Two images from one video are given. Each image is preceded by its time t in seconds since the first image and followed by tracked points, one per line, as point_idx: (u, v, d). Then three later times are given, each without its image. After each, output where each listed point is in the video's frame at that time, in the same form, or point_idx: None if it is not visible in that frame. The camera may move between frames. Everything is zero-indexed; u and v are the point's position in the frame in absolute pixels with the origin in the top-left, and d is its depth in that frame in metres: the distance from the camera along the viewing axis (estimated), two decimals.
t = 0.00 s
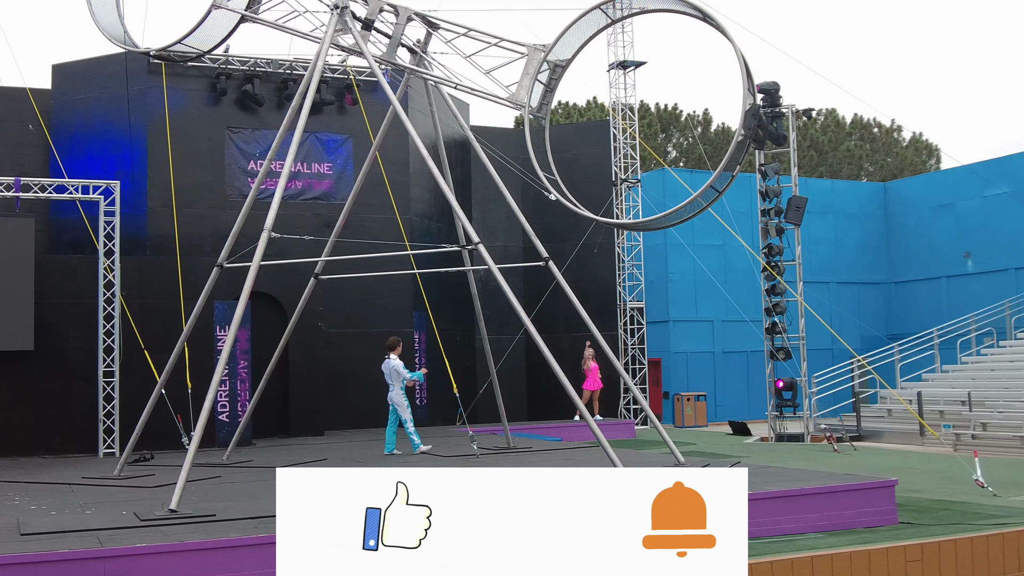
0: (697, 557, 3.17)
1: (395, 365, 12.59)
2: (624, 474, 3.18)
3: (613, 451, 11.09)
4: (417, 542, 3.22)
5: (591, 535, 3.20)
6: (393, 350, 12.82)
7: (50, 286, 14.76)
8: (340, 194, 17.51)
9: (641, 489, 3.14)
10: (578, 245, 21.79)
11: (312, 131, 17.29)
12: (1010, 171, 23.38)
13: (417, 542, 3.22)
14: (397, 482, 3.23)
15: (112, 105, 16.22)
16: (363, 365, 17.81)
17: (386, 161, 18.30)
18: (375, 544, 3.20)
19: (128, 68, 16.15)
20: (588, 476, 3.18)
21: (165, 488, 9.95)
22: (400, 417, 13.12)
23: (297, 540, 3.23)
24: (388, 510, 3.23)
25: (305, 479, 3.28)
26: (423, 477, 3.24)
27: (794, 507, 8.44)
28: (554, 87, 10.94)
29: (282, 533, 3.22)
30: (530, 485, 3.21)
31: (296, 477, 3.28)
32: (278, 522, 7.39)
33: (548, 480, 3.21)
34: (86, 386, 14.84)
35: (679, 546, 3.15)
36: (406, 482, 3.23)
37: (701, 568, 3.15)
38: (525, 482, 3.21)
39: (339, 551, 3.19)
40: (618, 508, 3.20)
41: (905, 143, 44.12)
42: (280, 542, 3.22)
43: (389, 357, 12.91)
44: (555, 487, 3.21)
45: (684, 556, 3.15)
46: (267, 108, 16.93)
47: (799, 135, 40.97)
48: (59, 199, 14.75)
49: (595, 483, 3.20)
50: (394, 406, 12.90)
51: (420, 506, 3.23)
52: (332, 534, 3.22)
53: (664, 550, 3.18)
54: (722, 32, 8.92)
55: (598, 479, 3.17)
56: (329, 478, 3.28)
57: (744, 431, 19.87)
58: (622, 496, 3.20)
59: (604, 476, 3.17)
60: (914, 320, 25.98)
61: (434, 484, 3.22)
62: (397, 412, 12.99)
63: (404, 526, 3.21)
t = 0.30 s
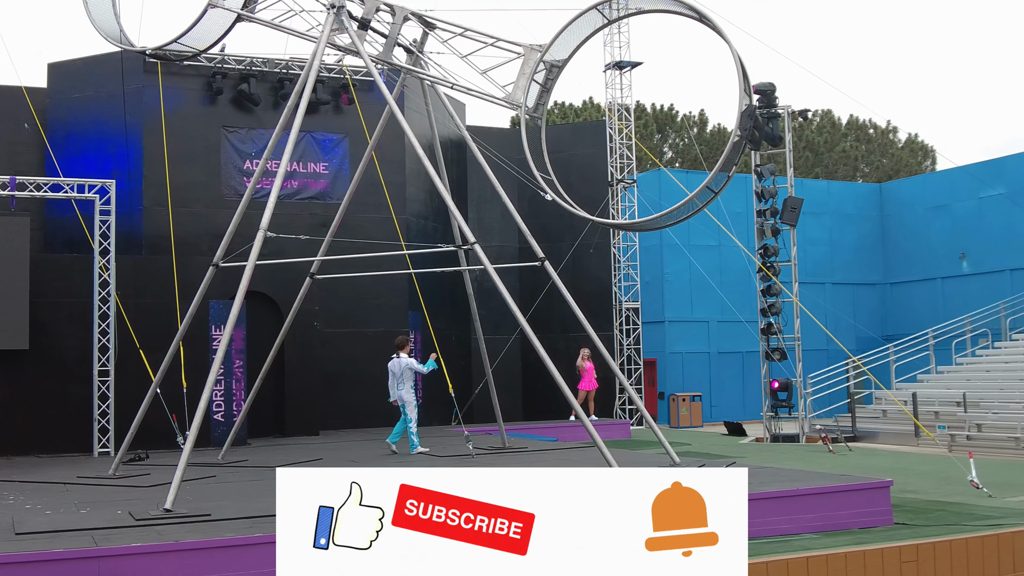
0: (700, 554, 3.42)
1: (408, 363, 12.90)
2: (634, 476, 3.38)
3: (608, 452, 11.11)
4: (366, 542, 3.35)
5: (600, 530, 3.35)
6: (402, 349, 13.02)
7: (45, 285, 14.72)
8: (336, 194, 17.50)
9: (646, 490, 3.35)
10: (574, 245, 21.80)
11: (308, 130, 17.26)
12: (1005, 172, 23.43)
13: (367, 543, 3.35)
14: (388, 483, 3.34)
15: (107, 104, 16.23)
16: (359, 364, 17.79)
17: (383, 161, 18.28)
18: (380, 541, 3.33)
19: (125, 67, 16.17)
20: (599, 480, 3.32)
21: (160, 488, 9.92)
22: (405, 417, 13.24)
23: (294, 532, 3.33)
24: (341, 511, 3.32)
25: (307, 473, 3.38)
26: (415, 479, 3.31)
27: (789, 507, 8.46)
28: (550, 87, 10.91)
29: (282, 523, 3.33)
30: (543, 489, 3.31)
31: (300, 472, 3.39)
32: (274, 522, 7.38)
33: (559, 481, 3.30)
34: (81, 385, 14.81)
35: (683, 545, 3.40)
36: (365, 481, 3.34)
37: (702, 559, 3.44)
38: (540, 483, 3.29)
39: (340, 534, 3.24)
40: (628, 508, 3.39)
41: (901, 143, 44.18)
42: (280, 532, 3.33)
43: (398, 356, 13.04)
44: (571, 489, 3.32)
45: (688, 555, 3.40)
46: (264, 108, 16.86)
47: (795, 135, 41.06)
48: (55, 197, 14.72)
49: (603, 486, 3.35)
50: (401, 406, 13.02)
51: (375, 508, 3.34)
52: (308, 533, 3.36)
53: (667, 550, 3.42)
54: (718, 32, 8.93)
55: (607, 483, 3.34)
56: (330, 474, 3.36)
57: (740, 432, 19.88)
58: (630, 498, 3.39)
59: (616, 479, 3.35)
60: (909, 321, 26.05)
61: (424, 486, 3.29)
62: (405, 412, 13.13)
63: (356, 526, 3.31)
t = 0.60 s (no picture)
0: (703, 555, 3.26)
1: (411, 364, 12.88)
2: (631, 478, 3.26)
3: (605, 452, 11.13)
4: (370, 540, 3.29)
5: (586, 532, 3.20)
6: (404, 349, 12.98)
7: (41, 285, 14.67)
8: (333, 193, 17.47)
9: (642, 491, 3.25)
10: (570, 245, 21.82)
11: (305, 130, 17.26)
12: (1001, 174, 23.50)
13: (371, 541, 3.28)
14: (379, 483, 3.27)
15: (104, 103, 16.25)
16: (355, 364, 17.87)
17: (380, 161, 18.28)
18: (382, 540, 3.28)
19: (122, 66, 16.15)
20: (588, 479, 3.22)
21: (155, 487, 9.90)
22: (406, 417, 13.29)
23: (294, 536, 3.30)
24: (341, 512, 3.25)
25: (308, 476, 3.34)
26: (401, 476, 3.27)
27: (784, 508, 8.48)
28: (547, 87, 10.94)
29: (282, 526, 3.30)
30: (528, 492, 3.18)
31: (299, 474, 3.36)
32: (270, 522, 7.39)
33: (552, 482, 3.20)
34: (77, 384, 14.77)
35: (686, 546, 3.26)
36: (362, 481, 3.27)
37: (707, 571, 3.25)
38: (528, 485, 3.17)
39: (327, 552, 3.30)
40: (627, 510, 3.27)
41: (898, 144, 44.27)
42: (280, 533, 3.30)
43: (400, 356, 13.04)
44: (558, 491, 3.23)
45: (694, 555, 3.26)
46: (260, 107, 16.85)
47: (791, 136, 41.15)
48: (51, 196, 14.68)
49: (593, 486, 3.24)
50: (400, 405, 13.04)
51: (374, 504, 3.27)
52: (309, 539, 3.31)
53: (670, 553, 3.28)
54: (715, 33, 8.96)
55: (595, 483, 3.23)
56: (329, 477, 3.29)
57: (735, 433, 19.88)
58: (623, 504, 3.25)
59: (603, 480, 3.23)
60: (904, 322, 26.10)
61: (417, 485, 3.24)
62: (406, 412, 13.18)
63: (356, 526, 3.22)
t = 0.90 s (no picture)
0: (687, 559, 3.26)
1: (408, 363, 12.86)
2: (630, 477, 3.27)
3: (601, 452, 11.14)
4: (371, 537, 3.28)
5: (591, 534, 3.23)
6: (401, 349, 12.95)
7: (37, 284, 14.63)
8: (330, 193, 17.47)
9: (640, 489, 3.24)
10: (567, 246, 21.82)
11: (302, 129, 17.24)
12: (997, 176, 23.51)
13: (372, 538, 3.28)
14: (377, 482, 3.27)
15: (101, 102, 16.18)
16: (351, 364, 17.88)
17: (377, 161, 18.27)
18: (384, 537, 3.26)
19: (118, 65, 16.07)
20: (589, 479, 3.24)
21: (152, 487, 9.89)
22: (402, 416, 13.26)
23: (294, 540, 3.28)
24: (340, 512, 3.25)
25: (306, 477, 3.34)
26: (400, 476, 3.27)
27: (780, 509, 8.48)
28: (545, 87, 10.94)
29: (282, 530, 3.28)
30: (528, 492, 3.19)
31: (297, 475, 3.35)
32: (266, 521, 7.38)
33: (551, 481, 3.21)
34: (73, 383, 14.74)
35: (671, 546, 3.26)
36: (358, 480, 3.26)
37: (692, 570, 3.26)
38: (527, 484, 3.18)
39: (332, 554, 3.28)
40: (626, 508, 3.27)
41: (894, 146, 44.39)
42: (280, 535, 3.28)
43: (396, 356, 13.03)
44: (559, 492, 3.24)
45: (674, 557, 3.26)
46: (257, 106, 16.85)
47: (788, 137, 41.25)
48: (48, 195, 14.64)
49: (593, 486, 3.25)
50: (398, 404, 13.00)
51: (374, 501, 3.27)
52: (312, 543, 3.30)
53: (657, 550, 3.28)
54: (712, 34, 8.95)
55: (594, 483, 3.24)
56: (326, 478, 3.29)
57: (732, 434, 19.87)
58: (622, 502, 3.26)
59: (603, 479, 3.24)
60: (901, 323, 26.15)
61: (417, 485, 3.24)
62: (403, 410, 13.14)
63: (358, 524, 3.23)
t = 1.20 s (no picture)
0: (699, 556, 3.28)
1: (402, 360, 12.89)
2: (630, 478, 3.27)
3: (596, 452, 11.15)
4: (372, 535, 3.28)
5: (589, 533, 3.24)
6: (397, 348, 12.96)
7: (32, 281, 14.60)
8: (326, 191, 17.45)
9: (642, 491, 3.25)
10: (563, 246, 21.83)
11: (298, 128, 17.23)
12: (993, 178, 23.59)
13: (374, 537, 3.28)
14: (376, 481, 3.28)
15: (97, 100, 16.16)
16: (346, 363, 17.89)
17: (373, 161, 18.27)
18: (384, 535, 3.27)
19: (114, 63, 16.09)
20: (589, 480, 3.23)
21: (146, 485, 9.88)
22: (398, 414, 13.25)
23: (294, 540, 3.29)
24: (340, 513, 3.25)
25: (304, 478, 3.35)
26: (400, 475, 3.27)
27: (774, 509, 8.50)
28: (541, 87, 10.94)
29: (282, 531, 3.29)
30: (528, 493, 3.19)
31: (296, 476, 3.36)
32: (261, 520, 7.38)
33: (550, 482, 3.22)
34: (68, 381, 14.71)
35: (681, 546, 3.27)
36: (356, 481, 3.27)
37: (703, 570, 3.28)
38: (526, 485, 3.18)
39: (334, 555, 3.29)
40: (627, 509, 3.28)
41: (890, 148, 44.46)
42: (280, 537, 3.29)
43: (392, 355, 13.06)
44: (557, 492, 3.24)
45: (689, 555, 3.28)
46: (254, 105, 16.83)
47: (784, 139, 41.31)
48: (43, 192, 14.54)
49: (590, 487, 3.25)
50: (393, 402, 12.92)
51: (373, 499, 3.28)
52: (313, 543, 3.31)
53: (667, 551, 3.30)
54: (709, 35, 8.96)
55: (592, 483, 3.24)
56: (325, 479, 3.30)
57: (727, 434, 19.87)
58: (623, 504, 3.26)
59: (602, 480, 3.24)
60: (896, 325, 26.21)
61: (417, 486, 3.25)
62: (399, 408, 13.06)
63: (359, 523, 3.23)
